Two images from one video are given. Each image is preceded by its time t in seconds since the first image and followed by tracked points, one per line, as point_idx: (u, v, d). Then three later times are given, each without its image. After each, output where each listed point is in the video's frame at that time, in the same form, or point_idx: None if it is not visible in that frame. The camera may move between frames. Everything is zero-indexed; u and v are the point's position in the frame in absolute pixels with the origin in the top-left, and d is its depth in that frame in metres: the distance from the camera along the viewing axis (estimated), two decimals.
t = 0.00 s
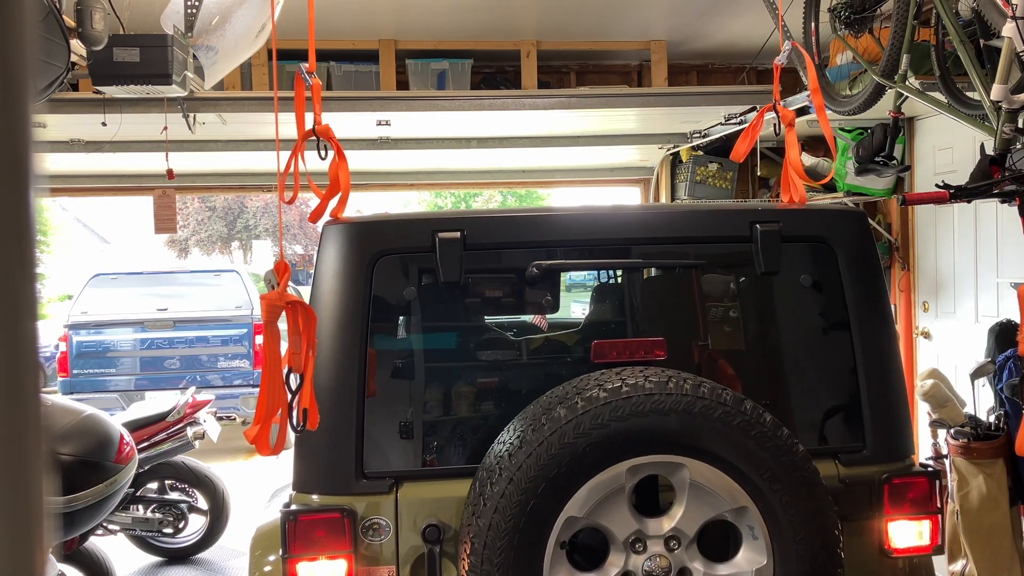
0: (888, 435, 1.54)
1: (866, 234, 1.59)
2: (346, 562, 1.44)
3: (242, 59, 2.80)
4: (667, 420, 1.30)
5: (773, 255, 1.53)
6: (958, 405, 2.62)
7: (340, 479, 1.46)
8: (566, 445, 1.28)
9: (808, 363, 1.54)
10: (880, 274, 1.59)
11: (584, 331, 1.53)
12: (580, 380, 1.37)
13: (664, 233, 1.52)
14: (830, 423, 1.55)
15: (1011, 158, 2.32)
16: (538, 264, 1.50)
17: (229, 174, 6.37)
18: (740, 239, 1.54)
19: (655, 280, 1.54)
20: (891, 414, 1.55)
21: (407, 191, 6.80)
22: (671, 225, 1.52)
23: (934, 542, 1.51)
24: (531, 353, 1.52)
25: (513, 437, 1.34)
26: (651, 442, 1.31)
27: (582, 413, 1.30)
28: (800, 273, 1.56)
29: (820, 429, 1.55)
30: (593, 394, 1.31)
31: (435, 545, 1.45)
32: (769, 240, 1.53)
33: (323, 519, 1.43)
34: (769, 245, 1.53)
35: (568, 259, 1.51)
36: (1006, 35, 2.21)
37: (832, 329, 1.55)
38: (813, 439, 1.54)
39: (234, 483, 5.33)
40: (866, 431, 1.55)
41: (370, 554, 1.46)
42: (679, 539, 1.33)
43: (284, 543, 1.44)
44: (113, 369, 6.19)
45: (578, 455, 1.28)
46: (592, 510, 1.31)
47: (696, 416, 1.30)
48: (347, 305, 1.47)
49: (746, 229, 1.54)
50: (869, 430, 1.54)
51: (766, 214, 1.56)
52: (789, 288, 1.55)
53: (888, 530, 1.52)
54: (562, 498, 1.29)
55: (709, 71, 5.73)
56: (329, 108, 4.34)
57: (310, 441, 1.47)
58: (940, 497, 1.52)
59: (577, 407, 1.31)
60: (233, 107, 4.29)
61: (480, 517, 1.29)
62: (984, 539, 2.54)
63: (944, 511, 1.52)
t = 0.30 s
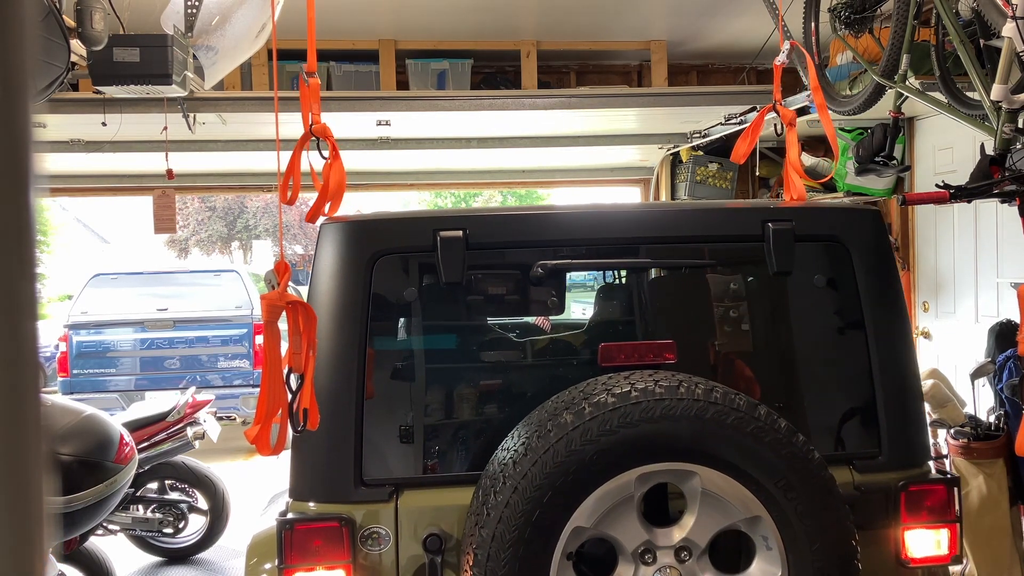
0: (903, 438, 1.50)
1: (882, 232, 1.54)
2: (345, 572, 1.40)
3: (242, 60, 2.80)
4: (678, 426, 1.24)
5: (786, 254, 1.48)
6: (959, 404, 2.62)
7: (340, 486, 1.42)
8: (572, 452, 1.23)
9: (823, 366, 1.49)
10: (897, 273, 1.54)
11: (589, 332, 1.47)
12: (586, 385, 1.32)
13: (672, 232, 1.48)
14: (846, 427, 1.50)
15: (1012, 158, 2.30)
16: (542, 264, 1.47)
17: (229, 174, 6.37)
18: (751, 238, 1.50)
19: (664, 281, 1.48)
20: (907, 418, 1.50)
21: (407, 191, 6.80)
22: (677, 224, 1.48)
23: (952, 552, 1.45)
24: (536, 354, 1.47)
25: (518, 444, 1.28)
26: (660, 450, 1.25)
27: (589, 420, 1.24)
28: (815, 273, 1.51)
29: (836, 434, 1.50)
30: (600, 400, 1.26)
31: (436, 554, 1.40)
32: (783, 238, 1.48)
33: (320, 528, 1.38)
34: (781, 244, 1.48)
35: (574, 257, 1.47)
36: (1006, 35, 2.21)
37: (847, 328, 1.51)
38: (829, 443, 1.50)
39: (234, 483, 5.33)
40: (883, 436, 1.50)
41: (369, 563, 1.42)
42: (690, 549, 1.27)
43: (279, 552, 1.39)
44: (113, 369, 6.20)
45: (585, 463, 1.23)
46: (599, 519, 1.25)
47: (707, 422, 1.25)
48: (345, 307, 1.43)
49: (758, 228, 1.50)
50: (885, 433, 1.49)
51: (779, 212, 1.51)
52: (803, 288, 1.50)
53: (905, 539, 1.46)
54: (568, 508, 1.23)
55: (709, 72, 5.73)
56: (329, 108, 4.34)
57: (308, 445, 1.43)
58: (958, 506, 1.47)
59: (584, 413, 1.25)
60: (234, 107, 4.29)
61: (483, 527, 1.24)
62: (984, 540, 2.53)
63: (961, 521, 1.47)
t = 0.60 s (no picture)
0: (928, 449, 1.40)
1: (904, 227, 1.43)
2: None
3: (242, 60, 2.80)
4: (696, 436, 1.17)
5: (806, 254, 1.38)
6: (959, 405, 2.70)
7: (337, 497, 1.32)
8: (584, 464, 1.15)
9: (844, 369, 1.39)
10: (920, 271, 1.43)
11: (601, 334, 1.38)
12: (598, 392, 1.24)
13: (692, 231, 1.37)
14: (870, 433, 1.40)
15: (1011, 158, 2.31)
16: (551, 265, 1.35)
17: (229, 174, 6.37)
18: (768, 238, 1.39)
19: (672, 283, 1.39)
20: (934, 423, 1.41)
21: (407, 191, 6.79)
22: (694, 222, 1.37)
23: (980, 568, 1.35)
24: (543, 356, 1.37)
25: (526, 454, 1.20)
26: (677, 462, 1.17)
27: (602, 429, 1.17)
28: (834, 272, 1.40)
29: (860, 440, 1.40)
30: (613, 409, 1.18)
31: (439, 570, 1.32)
32: (801, 239, 1.37)
33: (317, 542, 1.28)
34: (801, 243, 1.37)
35: (579, 257, 1.36)
36: (1006, 35, 2.21)
37: (868, 327, 1.40)
38: (851, 452, 1.40)
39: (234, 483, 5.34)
40: (906, 444, 1.40)
41: None
42: (707, 567, 1.19)
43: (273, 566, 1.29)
44: (113, 369, 6.20)
45: (598, 475, 1.15)
46: (611, 535, 1.17)
47: (725, 432, 1.17)
48: (340, 310, 1.33)
49: (777, 226, 1.39)
50: (910, 443, 1.39)
51: (798, 210, 1.40)
52: (822, 289, 1.40)
53: (931, 553, 1.36)
54: (580, 523, 1.15)
55: (709, 72, 5.73)
56: (329, 108, 4.35)
57: (301, 454, 1.33)
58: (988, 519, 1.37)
59: (596, 422, 1.18)
60: (234, 107, 4.29)
61: (488, 544, 1.15)
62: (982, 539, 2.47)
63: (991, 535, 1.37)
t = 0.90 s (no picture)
0: (953, 459, 1.29)
1: (925, 221, 1.34)
2: None
3: (242, 60, 2.79)
4: (714, 446, 1.08)
5: (825, 253, 1.28)
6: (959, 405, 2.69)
7: (333, 509, 1.21)
8: (595, 475, 1.06)
9: (866, 374, 1.30)
10: (941, 265, 1.33)
11: (610, 335, 1.29)
12: (609, 399, 1.16)
13: (707, 230, 1.27)
14: (891, 440, 1.30)
15: (1012, 158, 2.34)
16: (558, 264, 1.25)
17: (229, 174, 6.38)
18: (787, 237, 1.29)
19: (679, 285, 1.29)
20: (957, 427, 1.30)
21: (407, 191, 6.78)
22: (689, 220, 1.27)
23: None
24: (549, 358, 1.28)
25: (533, 464, 1.11)
26: (695, 473, 1.09)
27: (614, 439, 1.08)
28: (852, 272, 1.31)
29: (883, 444, 1.30)
30: (624, 417, 1.10)
31: None
32: (821, 236, 1.28)
33: (314, 555, 1.18)
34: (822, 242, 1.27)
35: (592, 259, 1.25)
36: (1006, 35, 2.21)
37: (889, 326, 1.30)
38: (876, 461, 1.29)
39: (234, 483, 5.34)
40: (928, 451, 1.30)
41: None
42: None
43: None
44: (113, 369, 6.19)
45: (609, 488, 1.06)
46: (624, 551, 1.08)
47: (744, 442, 1.09)
48: (346, 313, 1.22)
49: (795, 224, 1.29)
50: (934, 452, 1.29)
51: (817, 207, 1.31)
52: (842, 289, 1.30)
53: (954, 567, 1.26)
54: (591, 538, 1.06)
55: (709, 72, 5.73)
56: (329, 108, 4.34)
57: (298, 462, 1.24)
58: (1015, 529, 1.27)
59: (607, 431, 1.09)
60: (233, 107, 4.29)
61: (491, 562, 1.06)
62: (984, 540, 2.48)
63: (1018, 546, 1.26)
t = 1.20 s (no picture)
0: (976, 466, 1.27)
1: (950, 222, 1.30)
2: None
3: (241, 60, 2.79)
4: (731, 456, 1.06)
5: (847, 253, 1.24)
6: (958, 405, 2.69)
7: (331, 521, 1.18)
8: (607, 487, 1.04)
9: (885, 379, 1.27)
10: (967, 267, 1.29)
11: (622, 333, 1.25)
12: (620, 406, 1.13)
13: (717, 229, 1.23)
14: (915, 446, 1.27)
15: (1011, 158, 2.33)
16: (567, 264, 1.21)
17: (229, 173, 6.37)
18: (800, 237, 1.25)
19: (686, 286, 1.26)
20: (986, 436, 1.28)
21: (407, 192, 6.78)
22: (694, 218, 1.22)
23: None
24: (554, 359, 1.24)
25: (542, 475, 1.09)
26: (710, 483, 1.06)
27: (627, 449, 1.05)
28: (871, 273, 1.27)
29: (907, 451, 1.27)
30: (639, 426, 1.07)
31: None
32: (841, 236, 1.23)
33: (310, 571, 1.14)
34: (840, 242, 1.23)
35: (596, 257, 1.21)
36: (1006, 36, 2.20)
37: (908, 326, 1.27)
38: (899, 469, 1.27)
39: (233, 483, 5.33)
40: (954, 460, 1.27)
41: None
42: None
43: None
44: (113, 369, 6.19)
45: (622, 500, 1.04)
46: (640, 566, 1.08)
47: (761, 453, 1.07)
48: (338, 311, 1.18)
49: (813, 223, 1.25)
50: (958, 459, 1.27)
51: (838, 205, 1.26)
52: (863, 291, 1.26)
53: None
54: (603, 551, 1.04)
55: (709, 72, 5.74)
56: (329, 108, 4.35)
57: (296, 462, 1.20)
58: None
59: (621, 441, 1.06)
60: (233, 107, 4.29)
61: None
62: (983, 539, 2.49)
63: None
